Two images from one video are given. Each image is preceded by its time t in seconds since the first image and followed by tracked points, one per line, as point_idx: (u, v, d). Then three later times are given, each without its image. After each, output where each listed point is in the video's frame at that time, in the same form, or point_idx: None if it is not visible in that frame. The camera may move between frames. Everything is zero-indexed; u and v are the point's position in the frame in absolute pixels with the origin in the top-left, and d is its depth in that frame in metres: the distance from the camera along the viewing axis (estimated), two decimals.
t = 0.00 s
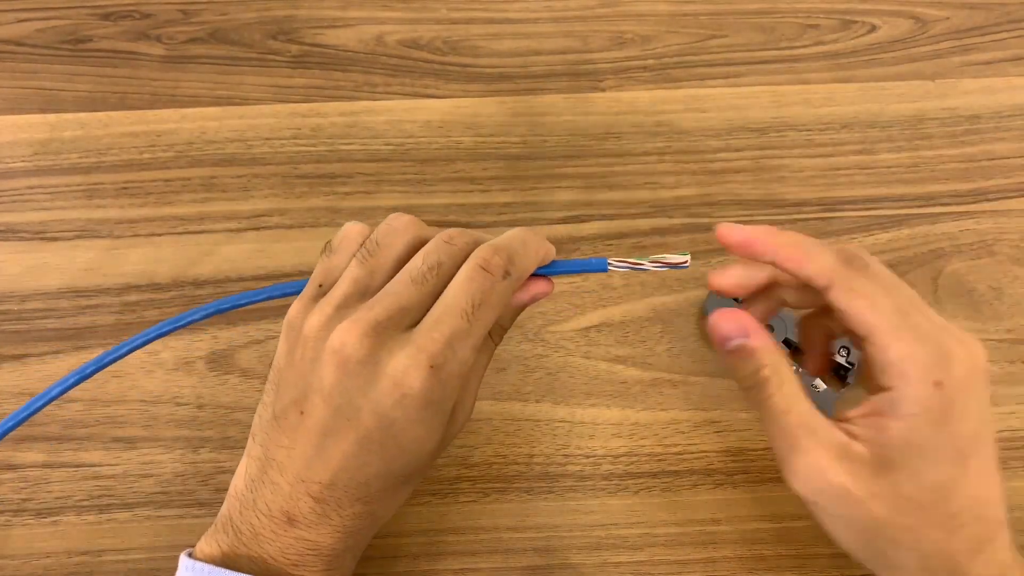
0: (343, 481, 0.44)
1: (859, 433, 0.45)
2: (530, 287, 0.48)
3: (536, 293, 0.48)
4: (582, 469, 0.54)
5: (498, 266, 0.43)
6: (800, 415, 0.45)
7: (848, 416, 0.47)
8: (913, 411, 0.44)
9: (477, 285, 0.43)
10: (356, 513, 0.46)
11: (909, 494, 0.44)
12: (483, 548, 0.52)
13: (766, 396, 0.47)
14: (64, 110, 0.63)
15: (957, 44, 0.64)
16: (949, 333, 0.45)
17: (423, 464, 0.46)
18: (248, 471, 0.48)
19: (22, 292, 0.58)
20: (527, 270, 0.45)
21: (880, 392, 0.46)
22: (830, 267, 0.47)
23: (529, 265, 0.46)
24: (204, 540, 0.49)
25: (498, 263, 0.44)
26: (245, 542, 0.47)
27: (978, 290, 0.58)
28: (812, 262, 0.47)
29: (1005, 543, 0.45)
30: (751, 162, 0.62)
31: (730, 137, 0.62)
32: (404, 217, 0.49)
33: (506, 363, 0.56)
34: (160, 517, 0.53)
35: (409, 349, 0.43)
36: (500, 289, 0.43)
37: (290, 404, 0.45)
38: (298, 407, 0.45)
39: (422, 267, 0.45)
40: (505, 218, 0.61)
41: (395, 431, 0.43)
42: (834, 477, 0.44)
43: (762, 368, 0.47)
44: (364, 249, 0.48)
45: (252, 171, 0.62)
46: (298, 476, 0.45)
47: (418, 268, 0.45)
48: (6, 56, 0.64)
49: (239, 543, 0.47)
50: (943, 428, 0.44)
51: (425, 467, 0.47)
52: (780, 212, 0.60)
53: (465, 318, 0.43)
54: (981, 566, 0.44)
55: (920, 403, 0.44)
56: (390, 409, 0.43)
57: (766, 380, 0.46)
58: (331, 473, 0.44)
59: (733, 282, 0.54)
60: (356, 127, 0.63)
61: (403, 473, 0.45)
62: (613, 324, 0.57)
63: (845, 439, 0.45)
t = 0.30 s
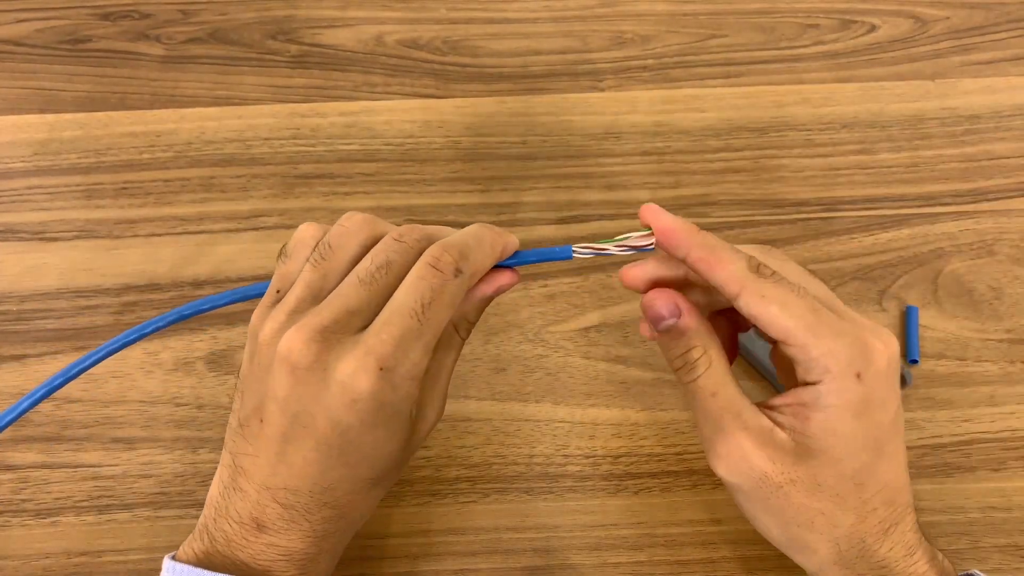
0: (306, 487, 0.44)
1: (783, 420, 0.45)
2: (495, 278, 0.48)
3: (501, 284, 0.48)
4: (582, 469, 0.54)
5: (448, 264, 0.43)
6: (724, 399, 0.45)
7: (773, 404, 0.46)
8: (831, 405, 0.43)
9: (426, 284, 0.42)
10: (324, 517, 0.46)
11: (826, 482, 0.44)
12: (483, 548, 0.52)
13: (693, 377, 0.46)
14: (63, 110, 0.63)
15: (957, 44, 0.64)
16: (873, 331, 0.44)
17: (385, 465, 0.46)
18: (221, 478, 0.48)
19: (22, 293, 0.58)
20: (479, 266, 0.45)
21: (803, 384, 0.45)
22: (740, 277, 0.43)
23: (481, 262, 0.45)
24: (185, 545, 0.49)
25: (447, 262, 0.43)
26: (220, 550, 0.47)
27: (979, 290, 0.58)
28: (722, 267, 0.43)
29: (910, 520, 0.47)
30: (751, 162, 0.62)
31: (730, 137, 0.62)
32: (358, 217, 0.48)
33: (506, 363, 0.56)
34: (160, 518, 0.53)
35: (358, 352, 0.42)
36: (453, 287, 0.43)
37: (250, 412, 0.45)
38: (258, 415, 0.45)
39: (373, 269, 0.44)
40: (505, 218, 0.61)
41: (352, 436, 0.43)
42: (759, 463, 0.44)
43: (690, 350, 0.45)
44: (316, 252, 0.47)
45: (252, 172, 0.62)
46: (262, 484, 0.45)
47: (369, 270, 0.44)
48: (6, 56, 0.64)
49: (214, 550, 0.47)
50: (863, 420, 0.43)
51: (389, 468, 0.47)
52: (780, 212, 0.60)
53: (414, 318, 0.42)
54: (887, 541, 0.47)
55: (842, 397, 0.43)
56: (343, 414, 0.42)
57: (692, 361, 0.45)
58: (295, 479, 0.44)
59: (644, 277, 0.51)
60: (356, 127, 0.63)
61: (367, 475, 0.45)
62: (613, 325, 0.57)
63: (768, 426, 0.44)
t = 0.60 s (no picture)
0: (305, 486, 0.44)
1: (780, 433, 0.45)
2: (491, 276, 0.48)
3: (500, 280, 0.48)
4: (582, 469, 0.54)
5: (445, 262, 0.43)
6: (722, 419, 0.44)
7: (767, 419, 0.46)
8: (825, 405, 0.44)
9: (422, 283, 0.42)
10: (324, 516, 0.46)
11: (831, 486, 0.44)
12: (483, 548, 0.52)
13: (685, 403, 0.44)
14: (63, 110, 0.63)
15: (957, 44, 0.64)
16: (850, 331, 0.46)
17: (384, 464, 0.46)
18: (220, 477, 0.48)
19: (22, 293, 0.58)
20: (477, 265, 0.45)
21: (793, 391, 0.45)
22: (733, 275, 0.45)
23: (479, 260, 0.45)
24: (184, 546, 0.49)
25: (443, 261, 0.43)
26: (219, 549, 0.47)
27: (979, 290, 0.58)
28: (716, 266, 0.45)
29: (910, 518, 0.47)
30: (751, 162, 0.62)
31: (730, 137, 0.62)
32: (353, 214, 0.48)
33: (506, 364, 0.56)
34: (159, 518, 0.53)
35: (355, 350, 0.42)
36: (449, 285, 0.43)
37: (248, 412, 0.45)
38: (256, 415, 0.45)
39: (368, 266, 0.44)
40: (505, 218, 0.61)
41: (351, 435, 0.43)
42: (764, 477, 0.43)
43: (682, 373, 0.44)
44: (312, 249, 0.47)
45: (252, 171, 0.62)
46: (261, 484, 0.45)
47: (365, 267, 0.44)
48: (5, 56, 0.64)
49: (214, 549, 0.47)
50: (856, 418, 0.44)
51: (388, 466, 0.46)
52: (781, 212, 0.60)
53: (412, 316, 0.42)
54: (893, 542, 0.46)
55: (833, 396, 0.44)
56: (340, 413, 0.42)
57: (684, 385, 0.44)
58: (293, 478, 0.44)
59: (636, 305, 0.51)
60: (356, 127, 0.63)
61: (366, 474, 0.45)
62: (613, 325, 0.57)
63: (768, 440, 0.44)
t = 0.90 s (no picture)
0: (307, 485, 0.44)
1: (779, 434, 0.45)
2: (491, 276, 0.48)
3: (500, 280, 0.48)
4: (582, 469, 0.54)
5: (447, 262, 0.43)
6: (721, 421, 0.44)
7: (766, 421, 0.46)
8: (823, 405, 0.44)
9: (425, 282, 0.42)
10: (325, 515, 0.46)
11: (831, 487, 0.44)
12: (483, 548, 0.52)
13: (684, 406, 0.44)
14: (63, 110, 0.63)
15: (957, 44, 0.64)
16: (847, 331, 0.46)
17: (385, 463, 0.46)
18: (221, 477, 0.48)
19: (22, 292, 0.58)
20: (478, 265, 0.45)
21: (791, 393, 0.45)
22: (729, 276, 0.44)
23: (480, 261, 0.45)
24: (184, 545, 0.49)
25: (443, 261, 0.43)
26: (220, 549, 0.47)
27: (979, 290, 0.58)
28: (712, 268, 0.45)
29: (910, 517, 0.47)
30: (751, 162, 0.62)
31: (730, 137, 0.62)
32: (354, 214, 0.48)
33: (506, 364, 0.56)
34: (160, 518, 0.53)
35: (357, 349, 0.42)
36: (451, 285, 0.43)
37: (250, 411, 0.45)
38: (258, 414, 0.45)
39: (369, 265, 0.44)
40: (505, 218, 0.61)
41: (352, 434, 0.43)
42: (764, 478, 0.43)
43: (680, 376, 0.44)
44: (313, 249, 0.47)
45: (252, 171, 0.62)
46: (263, 483, 0.45)
47: (366, 266, 0.44)
48: (6, 56, 0.64)
49: (214, 549, 0.47)
50: (855, 417, 0.44)
51: (389, 465, 0.46)
52: (781, 212, 0.60)
53: (414, 315, 0.42)
54: (894, 542, 0.46)
55: (830, 396, 0.44)
56: (343, 411, 0.42)
57: (683, 388, 0.44)
58: (295, 477, 0.44)
59: (632, 312, 0.52)
60: (356, 127, 0.63)
61: (367, 472, 0.45)
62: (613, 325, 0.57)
63: (767, 441, 0.44)
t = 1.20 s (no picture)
0: (309, 484, 0.44)
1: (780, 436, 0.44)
2: (493, 277, 0.48)
3: (501, 282, 0.48)
4: (582, 469, 0.54)
5: (450, 262, 0.43)
6: (721, 421, 0.44)
7: (766, 422, 0.46)
8: (823, 407, 0.43)
9: (428, 282, 0.42)
10: (326, 515, 0.46)
11: (830, 488, 0.44)
12: (483, 548, 0.52)
13: (685, 406, 0.44)
14: (63, 110, 0.63)
15: (957, 44, 0.64)
16: (846, 332, 0.46)
17: (386, 463, 0.46)
18: (223, 477, 0.48)
19: (22, 292, 0.58)
20: (481, 266, 0.45)
21: (791, 394, 0.45)
22: (730, 276, 0.44)
23: (484, 262, 0.45)
24: (184, 546, 0.49)
25: (447, 261, 0.43)
26: (221, 548, 0.47)
27: (979, 290, 0.58)
28: (713, 267, 0.45)
29: (911, 519, 0.47)
30: (751, 162, 0.62)
31: (730, 137, 0.62)
32: (358, 214, 0.48)
33: (506, 364, 0.56)
34: (160, 517, 0.53)
35: (361, 348, 0.42)
36: (454, 285, 0.43)
37: (252, 411, 0.45)
38: (260, 413, 0.45)
39: (373, 265, 0.44)
40: (505, 218, 0.61)
41: (354, 433, 0.43)
42: (764, 480, 0.43)
43: (680, 377, 0.44)
44: (317, 249, 0.47)
45: (252, 171, 0.62)
46: (264, 482, 0.45)
47: (369, 266, 0.44)
48: (6, 56, 0.64)
49: (214, 548, 0.47)
50: (855, 418, 0.44)
51: (391, 466, 0.46)
52: (781, 212, 0.60)
53: (417, 315, 0.42)
54: (894, 544, 0.46)
55: (830, 397, 0.44)
56: (346, 410, 0.42)
57: (683, 390, 0.44)
58: (296, 476, 0.44)
59: (635, 309, 0.51)
60: (356, 127, 0.63)
61: (369, 472, 0.45)
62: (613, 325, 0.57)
63: (768, 443, 0.44)
